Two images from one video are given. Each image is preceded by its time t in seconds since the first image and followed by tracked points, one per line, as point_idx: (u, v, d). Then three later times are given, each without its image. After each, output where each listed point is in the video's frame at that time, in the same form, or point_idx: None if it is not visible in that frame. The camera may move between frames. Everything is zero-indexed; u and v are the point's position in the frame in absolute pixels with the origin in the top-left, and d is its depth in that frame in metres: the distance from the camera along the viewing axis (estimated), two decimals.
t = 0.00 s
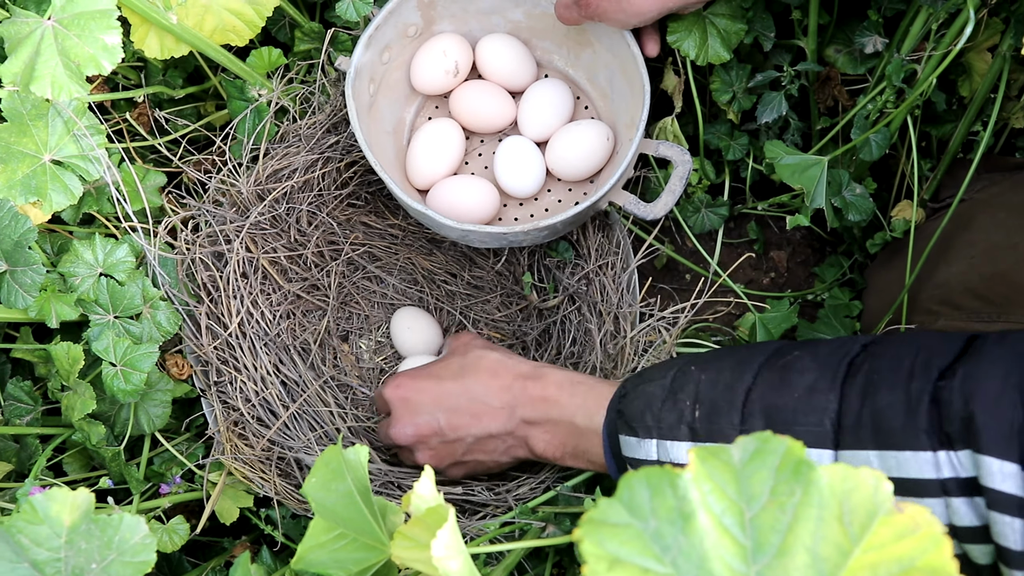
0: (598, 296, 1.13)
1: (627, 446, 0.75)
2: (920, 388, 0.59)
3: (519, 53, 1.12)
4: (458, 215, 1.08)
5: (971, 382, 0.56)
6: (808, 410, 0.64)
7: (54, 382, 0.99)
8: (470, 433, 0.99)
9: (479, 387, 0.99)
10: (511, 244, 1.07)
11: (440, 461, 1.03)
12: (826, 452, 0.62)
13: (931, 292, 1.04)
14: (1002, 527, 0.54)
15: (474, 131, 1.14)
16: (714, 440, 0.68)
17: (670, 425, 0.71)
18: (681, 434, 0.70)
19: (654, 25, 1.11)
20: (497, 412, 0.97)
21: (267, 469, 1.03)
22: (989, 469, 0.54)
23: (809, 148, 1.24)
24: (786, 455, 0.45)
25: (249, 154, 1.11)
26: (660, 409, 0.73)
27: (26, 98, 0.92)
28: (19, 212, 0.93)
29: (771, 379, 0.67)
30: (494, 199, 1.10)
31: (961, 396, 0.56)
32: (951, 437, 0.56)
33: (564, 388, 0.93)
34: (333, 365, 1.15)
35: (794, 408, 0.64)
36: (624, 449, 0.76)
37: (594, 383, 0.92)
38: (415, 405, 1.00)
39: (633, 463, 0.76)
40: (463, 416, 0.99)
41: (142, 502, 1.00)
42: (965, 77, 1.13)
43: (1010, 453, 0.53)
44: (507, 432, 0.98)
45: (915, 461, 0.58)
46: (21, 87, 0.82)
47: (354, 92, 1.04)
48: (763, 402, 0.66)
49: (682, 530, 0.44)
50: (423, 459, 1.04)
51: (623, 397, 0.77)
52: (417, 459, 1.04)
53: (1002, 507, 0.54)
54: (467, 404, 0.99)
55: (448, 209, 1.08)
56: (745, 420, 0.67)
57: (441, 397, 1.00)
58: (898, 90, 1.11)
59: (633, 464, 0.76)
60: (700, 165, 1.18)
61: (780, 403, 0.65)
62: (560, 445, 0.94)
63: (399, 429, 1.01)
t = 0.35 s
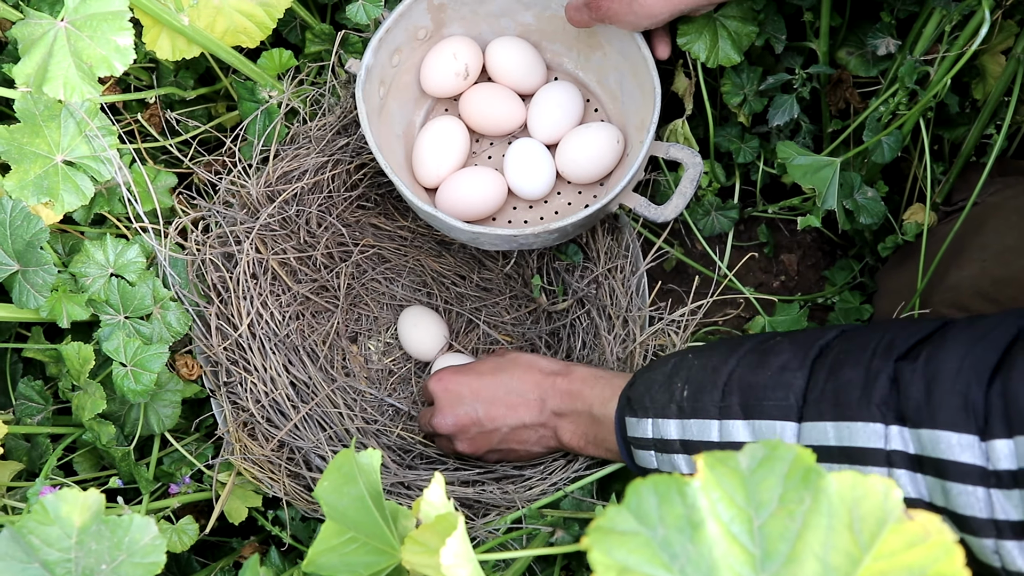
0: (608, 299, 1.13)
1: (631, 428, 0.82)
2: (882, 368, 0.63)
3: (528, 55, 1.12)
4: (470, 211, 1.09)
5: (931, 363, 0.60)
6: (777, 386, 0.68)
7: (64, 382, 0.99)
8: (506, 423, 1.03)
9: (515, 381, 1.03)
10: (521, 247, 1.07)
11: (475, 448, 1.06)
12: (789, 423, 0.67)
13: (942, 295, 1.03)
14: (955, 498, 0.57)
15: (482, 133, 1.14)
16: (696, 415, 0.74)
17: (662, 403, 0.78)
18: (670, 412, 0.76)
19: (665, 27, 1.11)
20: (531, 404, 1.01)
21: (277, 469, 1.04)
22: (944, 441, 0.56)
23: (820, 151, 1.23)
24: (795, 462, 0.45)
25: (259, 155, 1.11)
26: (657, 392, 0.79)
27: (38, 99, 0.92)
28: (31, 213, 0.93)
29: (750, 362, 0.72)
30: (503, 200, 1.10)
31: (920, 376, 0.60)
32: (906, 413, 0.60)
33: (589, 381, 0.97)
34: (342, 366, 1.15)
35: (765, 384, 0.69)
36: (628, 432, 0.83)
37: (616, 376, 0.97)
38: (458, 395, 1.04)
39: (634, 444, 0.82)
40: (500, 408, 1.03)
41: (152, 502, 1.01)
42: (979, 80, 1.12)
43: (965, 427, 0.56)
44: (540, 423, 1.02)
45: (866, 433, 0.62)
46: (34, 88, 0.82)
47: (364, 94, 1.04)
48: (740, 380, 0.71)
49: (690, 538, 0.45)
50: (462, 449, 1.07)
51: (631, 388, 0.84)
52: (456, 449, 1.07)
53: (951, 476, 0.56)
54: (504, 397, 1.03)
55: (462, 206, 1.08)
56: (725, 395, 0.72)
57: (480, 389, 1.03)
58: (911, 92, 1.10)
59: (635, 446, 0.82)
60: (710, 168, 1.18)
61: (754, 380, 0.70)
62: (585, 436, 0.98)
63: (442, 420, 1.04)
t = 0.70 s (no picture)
0: (611, 306, 1.13)
1: (644, 435, 0.77)
2: (907, 383, 0.61)
3: (532, 61, 1.11)
4: (474, 217, 1.09)
5: (954, 377, 0.58)
6: (803, 401, 0.65)
7: (70, 387, 1.00)
8: (514, 432, 1.00)
9: (524, 389, 0.99)
10: (525, 254, 1.07)
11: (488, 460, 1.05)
12: (817, 438, 0.64)
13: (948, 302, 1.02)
14: (975, 519, 0.56)
15: (485, 139, 1.14)
16: (717, 425, 0.70)
17: (681, 411, 0.73)
18: (690, 421, 0.72)
19: (668, 35, 1.10)
20: (538, 412, 0.98)
21: (282, 474, 1.04)
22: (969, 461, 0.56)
23: (824, 156, 1.23)
24: (795, 478, 0.45)
25: (263, 161, 1.11)
26: (671, 399, 0.74)
27: (44, 107, 0.93)
28: (38, 220, 0.94)
29: (772, 371, 0.69)
30: (506, 205, 1.10)
31: (945, 392, 0.58)
32: (935, 432, 0.58)
33: (597, 385, 0.93)
34: (346, 371, 1.15)
35: (790, 397, 0.66)
36: (641, 438, 0.78)
37: (624, 378, 0.92)
38: (462, 408, 1.01)
39: (648, 451, 0.77)
40: (506, 416, 1.00)
41: (157, 506, 1.02)
42: (985, 85, 1.12)
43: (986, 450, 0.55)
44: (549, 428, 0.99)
45: (895, 452, 0.60)
46: (40, 98, 0.82)
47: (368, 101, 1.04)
48: (763, 390, 0.68)
49: (689, 555, 0.44)
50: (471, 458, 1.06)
51: (644, 391, 0.78)
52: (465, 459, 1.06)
53: (974, 496, 0.56)
54: (509, 405, 1.00)
55: (466, 212, 1.08)
56: (747, 408, 0.68)
57: (484, 400, 1.00)
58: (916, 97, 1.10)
59: (647, 452, 0.78)
60: (715, 173, 1.18)
61: (781, 393, 0.67)
62: (596, 441, 0.94)
63: (446, 432, 1.02)
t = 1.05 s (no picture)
0: (611, 317, 1.13)
1: (676, 215, 0.68)
2: (998, 263, 0.56)
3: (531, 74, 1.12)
4: (474, 230, 1.10)
5: None
6: (880, 245, 0.60)
7: (70, 398, 1.00)
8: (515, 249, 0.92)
9: (549, 104, 0.83)
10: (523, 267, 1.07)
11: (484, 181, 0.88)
12: (883, 289, 0.60)
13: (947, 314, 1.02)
14: (993, 406, 0.56)
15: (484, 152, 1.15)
16: (772, 236, 0.63)
17: (738, 209, 0.65)
18: (743, 221, 0.65)
19: (668, 48, 1.11)
20: (555, 134, 0.82)
21: (281, 485, 1.03)
22: (1010, 356, 0.54)
23: (824, 166, 1.23)
24: (774, 489, 0.49)
25: (264, 171, 1.12)
26: (730, 192, 0.66)
27: (44, 119, 0.94)
28: (38, 231, 0.94)
29: (859, 207, 0.62)
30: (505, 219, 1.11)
31: None
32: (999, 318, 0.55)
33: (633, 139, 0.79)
34: (346, 380, 1.16)
35: (870, 240, 0.61)
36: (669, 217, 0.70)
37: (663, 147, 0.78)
38: (478, 80, 0.82)
39: (671, 227, 0.69)
40: (521, 123, 0.82)
41: (156, 516, 1.02)
42: (985, 97, 1.12)
43: None
44: (553, 172, 0.85)
45: (969, 330, 0.56)
46: (40, 111, 0.82)
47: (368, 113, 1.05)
48: (842, 224, 0.62)
49: (671, 566, 0.48)
50: (466, 180, 0.89)
51: (693, 170, 0.69)
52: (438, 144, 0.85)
53: (1002, 388, 0.55)
54: (535, 119, 0.82)
55: (465, 225, 1.09)
56: (813, 232, 0.62)
57: (505, 85, 0.83)
58: (916, 109, 1.10)
59: (672, 232, 0.69)
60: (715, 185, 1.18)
61: (856, 230, 0.61)
62: (599, 197, 0.80)
63: (442, 103, 0.82)
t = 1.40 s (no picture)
0: (613, 322, 1.13)
1: (631, 153, 0.79)
2: (908, 144, 0.62)
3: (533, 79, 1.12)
4: (475, 232, 1.09)
5: (948, 150, 0.60)
6: (796, 140, 0.67)
7: (73, 402, 1.00)
8: (507, 131, 0.99)
9: (525, 90, 0.98)
10: (526, 272, 1.07)
11: (491, 176, 1.03)
12: (797, 179, 0.66)
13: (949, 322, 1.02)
14: (935, 276, 0.58)
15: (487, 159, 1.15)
16: (703, 151, 0.72)
17: (673, 134, 0.75)
18: (678, 144, 0.74)
19: (671, 54, 1.11)
20: (536, 117, 0.97)
21: (282, 489, 1.04)
22: (945, 223, 0.57)
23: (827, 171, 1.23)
24: (794, 496, 0.48)
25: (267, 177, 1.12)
26: (667, 125, 0.76)
27: (49, 123, 0.94)
28: (43, 235, 0.94)
29: (778, 115, 0.70)
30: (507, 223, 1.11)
31: (942, 160, 0.59)
32: (918, 192, 0.60)
33: (602, 106, 0.92)
34: (348, 385, 1.15)
35: (784, 138, 0.68)
36: (626, 156, 0.80)
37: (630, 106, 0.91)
38: (464, 89, 1.00)
39: (628, 168, 0.79)
40: (505, 114, 0.98)
41: (158, 521, 1.02)
42: (988, 102, 1.12)
43: (967, 212, 0.57)
44: (543, 149, 0.98)
45: (874, 202, 0.61)
46: (45, 115, 0.83)
47: (372, 119, 1.05)
48: (761, 130, 0.69)
49: (686, 568, 0.47)
50: (479, 177, 1.03)
51: (644, 113, 0.79)
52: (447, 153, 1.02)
53: (943, 256, 0.57)
54: (513, 109, 0.98)
55: (468, 228, 1.09)
56: (737, 143, 0.70)
57: (492, 85, 1.00)
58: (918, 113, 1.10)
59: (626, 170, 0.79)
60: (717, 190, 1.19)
61: (777, 132, 0.68)
62: (580, 161, 0.93)
63: (442, 116, 0.99)
